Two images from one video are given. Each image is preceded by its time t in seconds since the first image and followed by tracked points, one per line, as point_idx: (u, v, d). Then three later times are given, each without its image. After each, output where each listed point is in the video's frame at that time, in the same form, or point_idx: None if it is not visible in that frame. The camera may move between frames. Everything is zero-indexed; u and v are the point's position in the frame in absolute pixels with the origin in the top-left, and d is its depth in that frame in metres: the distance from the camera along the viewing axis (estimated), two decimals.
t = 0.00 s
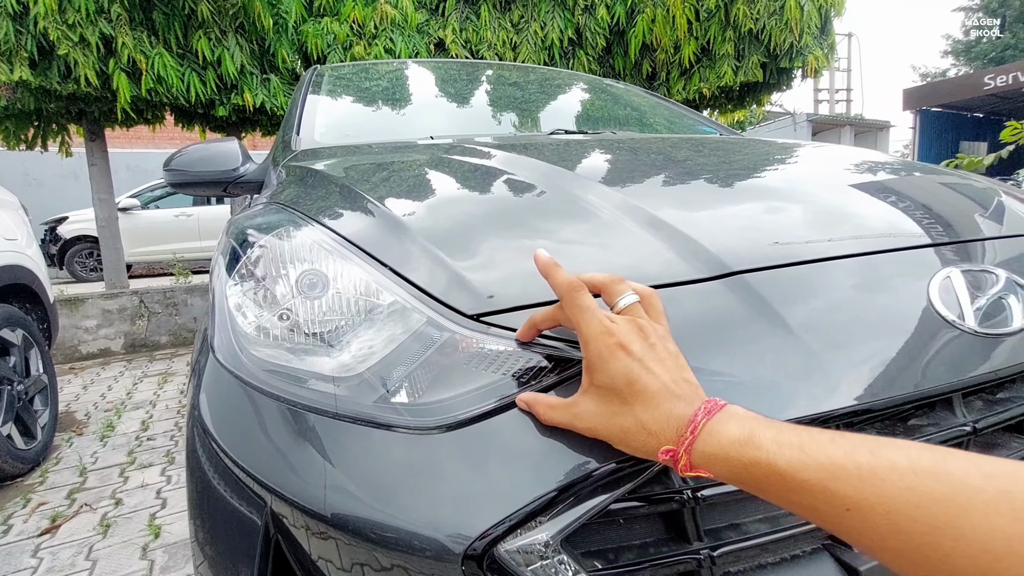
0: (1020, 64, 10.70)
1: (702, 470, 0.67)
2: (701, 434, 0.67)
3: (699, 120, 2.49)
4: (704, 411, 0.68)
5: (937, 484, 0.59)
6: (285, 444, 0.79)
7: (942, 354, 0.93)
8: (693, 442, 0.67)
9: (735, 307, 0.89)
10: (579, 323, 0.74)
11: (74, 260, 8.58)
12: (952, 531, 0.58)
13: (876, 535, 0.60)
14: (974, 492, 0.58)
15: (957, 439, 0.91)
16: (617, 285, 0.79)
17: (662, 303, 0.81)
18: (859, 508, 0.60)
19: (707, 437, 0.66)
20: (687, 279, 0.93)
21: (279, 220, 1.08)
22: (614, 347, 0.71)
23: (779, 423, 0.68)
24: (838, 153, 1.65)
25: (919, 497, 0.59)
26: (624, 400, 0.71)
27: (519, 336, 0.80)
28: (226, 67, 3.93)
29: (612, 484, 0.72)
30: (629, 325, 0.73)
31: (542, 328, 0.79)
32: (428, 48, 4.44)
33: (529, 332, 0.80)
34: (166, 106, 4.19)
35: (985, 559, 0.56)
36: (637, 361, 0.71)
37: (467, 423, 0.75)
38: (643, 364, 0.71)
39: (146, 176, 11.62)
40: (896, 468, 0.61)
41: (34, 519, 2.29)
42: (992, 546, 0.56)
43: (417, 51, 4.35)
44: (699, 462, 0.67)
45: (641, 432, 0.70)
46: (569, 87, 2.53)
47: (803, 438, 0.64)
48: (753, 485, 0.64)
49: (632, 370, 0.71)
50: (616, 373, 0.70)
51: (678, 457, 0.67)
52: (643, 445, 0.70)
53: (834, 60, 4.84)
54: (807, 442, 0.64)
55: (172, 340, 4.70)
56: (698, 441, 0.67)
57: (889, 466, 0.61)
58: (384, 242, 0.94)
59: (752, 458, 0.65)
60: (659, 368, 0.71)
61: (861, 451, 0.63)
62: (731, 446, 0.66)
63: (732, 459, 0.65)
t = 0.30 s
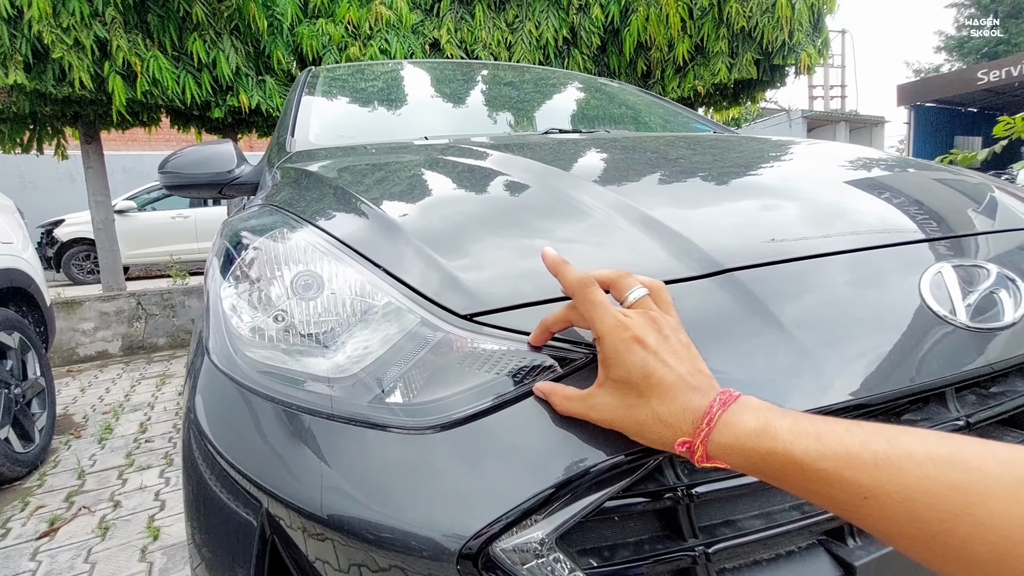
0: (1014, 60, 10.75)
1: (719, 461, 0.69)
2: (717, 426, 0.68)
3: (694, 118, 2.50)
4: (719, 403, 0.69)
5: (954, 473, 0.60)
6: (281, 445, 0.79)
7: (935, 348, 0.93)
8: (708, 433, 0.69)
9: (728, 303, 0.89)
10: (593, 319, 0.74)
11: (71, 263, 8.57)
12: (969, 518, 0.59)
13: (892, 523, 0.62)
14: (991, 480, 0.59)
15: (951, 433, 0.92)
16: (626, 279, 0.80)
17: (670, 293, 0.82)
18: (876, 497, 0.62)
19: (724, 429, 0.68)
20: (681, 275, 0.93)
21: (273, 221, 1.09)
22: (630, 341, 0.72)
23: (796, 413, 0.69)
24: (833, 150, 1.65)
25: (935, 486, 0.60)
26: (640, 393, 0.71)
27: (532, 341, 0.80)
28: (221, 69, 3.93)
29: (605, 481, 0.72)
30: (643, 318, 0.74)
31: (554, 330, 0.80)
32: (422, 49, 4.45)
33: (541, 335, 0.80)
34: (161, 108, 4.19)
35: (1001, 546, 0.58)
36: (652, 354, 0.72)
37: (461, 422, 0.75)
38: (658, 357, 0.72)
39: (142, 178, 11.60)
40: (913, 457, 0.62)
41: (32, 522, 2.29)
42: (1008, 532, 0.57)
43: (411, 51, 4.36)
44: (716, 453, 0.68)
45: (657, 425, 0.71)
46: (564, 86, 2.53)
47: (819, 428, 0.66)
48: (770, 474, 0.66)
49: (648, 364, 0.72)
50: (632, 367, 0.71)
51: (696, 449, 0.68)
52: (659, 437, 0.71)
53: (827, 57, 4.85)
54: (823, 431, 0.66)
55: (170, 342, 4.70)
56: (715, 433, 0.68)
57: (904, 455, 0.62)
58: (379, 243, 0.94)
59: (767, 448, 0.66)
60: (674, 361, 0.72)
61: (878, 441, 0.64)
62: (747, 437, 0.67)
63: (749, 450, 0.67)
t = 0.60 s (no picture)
0: (1016, 53, 10.71)
1: (736, 449, 0.69)
2: (734, 415, 0.68)
3: (693, 114, 2.49)
4: (736, 392, 0.70)
5: (976, 461, 0.61)
6: (280, 443, 0.79)
7: (936, 344, 0.93)
8: (726, 421, 0.69)
9: (728, 299, 0.89)
10: (608, 310, 0.75)
11: (72, 263, 8.58)
12: (991, 506, 0.59)
13: (911, 511, 0.62)
14: (1012, 468, 0.60)
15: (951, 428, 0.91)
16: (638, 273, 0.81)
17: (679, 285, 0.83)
18: (897, 484, 0.62)
19: (741, 417, 0.68)
20: (681, 271, 0.93)
21: (270, 219, 1.08)
22: (646, 331, 0.72)
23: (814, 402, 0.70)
24: (834, 145, 1.65)
25: (956, 473, 0.61)
26: (656, 381, 0.72)
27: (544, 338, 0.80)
28: (220, 67, 3.93)
29: (603, 477, 0.72)
30: (658, 309, 0.75)
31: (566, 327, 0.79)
32: (421, 46, 4.44)
33: (553, 332, 0.80)
34: (160, 107, 4.18)
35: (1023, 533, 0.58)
36: (668, 343, 0.72)
37: (460, 419, 0.75)
38: (674, 346, 0.72)
39: (143, 177, 11.60)
40: (934, 446, 0.62)
41: (36, 520, 2.30)
42: None
43: (410, 49, 4.35)
44: (733, 441, 0.68)
45: (674, 414, 0.71)
46: (564, 82, 2.52)
47: (837, 417, 0.66)
48: (789, 463, 0.66)
49: (664, 353, 0.72)
50: (649, 357, 0.72)
51: (712, 437, 0.69)
52: (676, 426, 0.71)
53: (827, 51, 4.83)
54: (842, 420, 0.66)
55: (171, 340, 4.70)
56: (732, 420, 0.68)
57: (924, 443, 0.63)
58: (376, 241, 0.94)
59: (785, 436, 0.67)
60: (689, 351, 0.73)
61: (897, 430, 0.65)
62: (765, 426, 0.67)
63: (767, 438, 0.67)
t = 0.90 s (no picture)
0: (1017, 49, 10.69)
1: (752, 443, 0.69)
2: (751, 409, 0.69)
3: (693, 112, 2.49)
4: (753, 387, 0.70)
5: (997, 454, 0.61)
6: (278, 443, 0.79)
7: (935, 342, 0.93)
8: (742, 416, 0.69)
9: (727, 297, 0.88)
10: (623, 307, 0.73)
11: (73, 263, 8.59)
12: (1013, 499, 0.59)
13: (931, 504, 0.62)
14: None
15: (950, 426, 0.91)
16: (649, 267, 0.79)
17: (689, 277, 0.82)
18: (916, 478, 0.62)
19: (758, 411, 0.68)
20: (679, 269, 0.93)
21: (267, 220, 1.09)
22: (663, 328, 0.72)
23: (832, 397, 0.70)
24: (834, 142, 1.64)
25: (976, 467, 0.61)
26: (674, 377, 0.71)
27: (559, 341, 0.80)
28: (219, 67, 3.93)
29: (600, 478, 0.72)
30: (674, 305, 0.74)
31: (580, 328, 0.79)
32: (420, 45, 4.44)
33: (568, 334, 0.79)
34: (160, 107, 4.19)
35: None
36: (686, 340, 0.72)
37: (456, 418, 0.75)
38: (691, 342, 0.72)
39: (144, 177, 11.61)
40: (954, 440, 0.62)
41: (37, 521, 2.30)
42: None
43: (409, 48, 4.35)
44: (750, 435, 0.69)
45: (690, 408, 0.71)
46: (563, 80, 2.52)
47: (856, 411, 0.67)
48: (807, 457, 0.67)
49: (681, 349, 0.71)
50: (667, 352, 0.71)
51: (729, 432, 0.69)
52: (692, 420, 0.71)
53: (828, 48, 4.82)
54: (861, 413, 0.66)
55: (172, 341, 4.71)
56: (748, 415, 0.69)
57: (944, 437, 0.63)
58: (372, 241, 0.94)
59: (803, 430, 0.67)
60: (705, 346, 0.72)
61: (917, 424, 0.65)
62: (783, 419, 0.68)
63: (785, 432, 0.68)
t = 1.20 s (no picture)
0: (1016, 43, 10.67)
1: (802, 468, 0.62)
2: (812, 433, 0.62)
3: (692, 108, 2.48)
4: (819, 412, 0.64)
5: None
6: (277, 444, 0.79)
7: (936, 336, 0.93)
8: (800, 437, 0.62)
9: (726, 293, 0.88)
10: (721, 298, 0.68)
11: (73, 266, 8.59)
12: None
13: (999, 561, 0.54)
14: None
15: (952, 421, 0.91)
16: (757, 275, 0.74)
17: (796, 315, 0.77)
18: (987, 527, 0.55)
19: (820, 435, 0.62)
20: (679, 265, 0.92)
21: (265, 219, 1.09)
22: (761, 325, 0.65)
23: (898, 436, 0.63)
24: (834, 137, 1.64)
25: None
26: (745, 376, 0.65)
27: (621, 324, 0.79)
28: (217, 68, 3.92)
29: (599, 475, 0.72)
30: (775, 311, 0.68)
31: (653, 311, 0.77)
32: (419, 43, 4.43)
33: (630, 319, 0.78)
34: (157, 108, 4.18)
35: None
36: (777, 344, 0.65)
37: (456, 417, 0.74)
38: (781, 349, 0.66)
39: (143, 179, 11.61)
40: None
41: (39, 523, 2.30)
42: None
43: (407, 47, 4.34)
44: (803, 458, 0.62)
45: (745, 412, 0.65)
46: (561, 78, 2.52)
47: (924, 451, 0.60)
48: (861, 490, 0.59)
49: (768, 352, 0.65)
50: (752, 348, 0.65)
51: (781, 449, 0.62)
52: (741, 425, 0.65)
53: (827, 43, 4.81)
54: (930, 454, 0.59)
55: (172, 342, 4.71)
56: (807, 437, 0.62)
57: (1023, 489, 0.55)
58: (370, 240, 0.94)
59: (863, 461, 0.60)
60: (790, 362, 0.66)
61: (993, 474, 0.57)
62: (843, 448, 0.61)
63: (841, 462, 0.60)
